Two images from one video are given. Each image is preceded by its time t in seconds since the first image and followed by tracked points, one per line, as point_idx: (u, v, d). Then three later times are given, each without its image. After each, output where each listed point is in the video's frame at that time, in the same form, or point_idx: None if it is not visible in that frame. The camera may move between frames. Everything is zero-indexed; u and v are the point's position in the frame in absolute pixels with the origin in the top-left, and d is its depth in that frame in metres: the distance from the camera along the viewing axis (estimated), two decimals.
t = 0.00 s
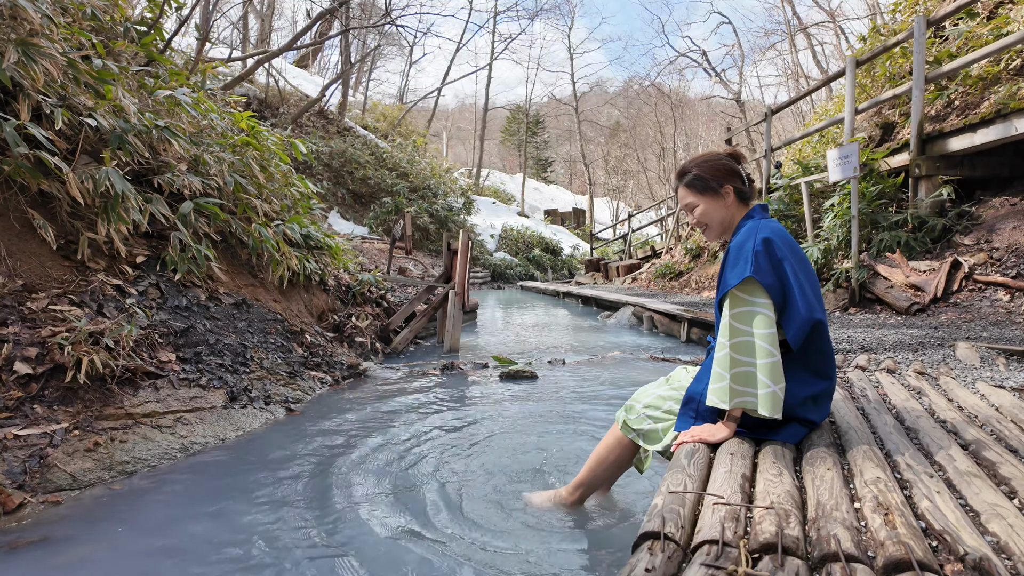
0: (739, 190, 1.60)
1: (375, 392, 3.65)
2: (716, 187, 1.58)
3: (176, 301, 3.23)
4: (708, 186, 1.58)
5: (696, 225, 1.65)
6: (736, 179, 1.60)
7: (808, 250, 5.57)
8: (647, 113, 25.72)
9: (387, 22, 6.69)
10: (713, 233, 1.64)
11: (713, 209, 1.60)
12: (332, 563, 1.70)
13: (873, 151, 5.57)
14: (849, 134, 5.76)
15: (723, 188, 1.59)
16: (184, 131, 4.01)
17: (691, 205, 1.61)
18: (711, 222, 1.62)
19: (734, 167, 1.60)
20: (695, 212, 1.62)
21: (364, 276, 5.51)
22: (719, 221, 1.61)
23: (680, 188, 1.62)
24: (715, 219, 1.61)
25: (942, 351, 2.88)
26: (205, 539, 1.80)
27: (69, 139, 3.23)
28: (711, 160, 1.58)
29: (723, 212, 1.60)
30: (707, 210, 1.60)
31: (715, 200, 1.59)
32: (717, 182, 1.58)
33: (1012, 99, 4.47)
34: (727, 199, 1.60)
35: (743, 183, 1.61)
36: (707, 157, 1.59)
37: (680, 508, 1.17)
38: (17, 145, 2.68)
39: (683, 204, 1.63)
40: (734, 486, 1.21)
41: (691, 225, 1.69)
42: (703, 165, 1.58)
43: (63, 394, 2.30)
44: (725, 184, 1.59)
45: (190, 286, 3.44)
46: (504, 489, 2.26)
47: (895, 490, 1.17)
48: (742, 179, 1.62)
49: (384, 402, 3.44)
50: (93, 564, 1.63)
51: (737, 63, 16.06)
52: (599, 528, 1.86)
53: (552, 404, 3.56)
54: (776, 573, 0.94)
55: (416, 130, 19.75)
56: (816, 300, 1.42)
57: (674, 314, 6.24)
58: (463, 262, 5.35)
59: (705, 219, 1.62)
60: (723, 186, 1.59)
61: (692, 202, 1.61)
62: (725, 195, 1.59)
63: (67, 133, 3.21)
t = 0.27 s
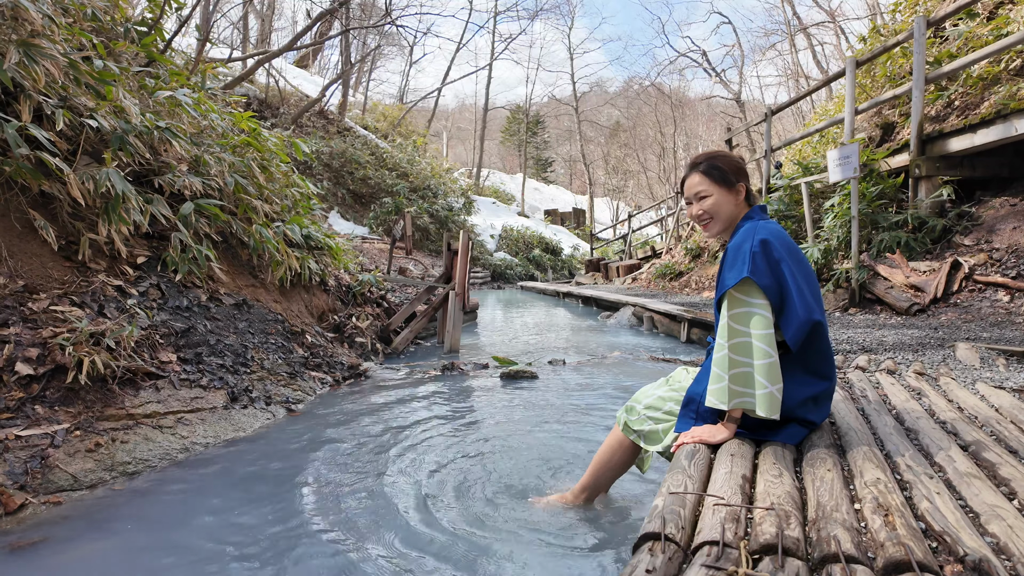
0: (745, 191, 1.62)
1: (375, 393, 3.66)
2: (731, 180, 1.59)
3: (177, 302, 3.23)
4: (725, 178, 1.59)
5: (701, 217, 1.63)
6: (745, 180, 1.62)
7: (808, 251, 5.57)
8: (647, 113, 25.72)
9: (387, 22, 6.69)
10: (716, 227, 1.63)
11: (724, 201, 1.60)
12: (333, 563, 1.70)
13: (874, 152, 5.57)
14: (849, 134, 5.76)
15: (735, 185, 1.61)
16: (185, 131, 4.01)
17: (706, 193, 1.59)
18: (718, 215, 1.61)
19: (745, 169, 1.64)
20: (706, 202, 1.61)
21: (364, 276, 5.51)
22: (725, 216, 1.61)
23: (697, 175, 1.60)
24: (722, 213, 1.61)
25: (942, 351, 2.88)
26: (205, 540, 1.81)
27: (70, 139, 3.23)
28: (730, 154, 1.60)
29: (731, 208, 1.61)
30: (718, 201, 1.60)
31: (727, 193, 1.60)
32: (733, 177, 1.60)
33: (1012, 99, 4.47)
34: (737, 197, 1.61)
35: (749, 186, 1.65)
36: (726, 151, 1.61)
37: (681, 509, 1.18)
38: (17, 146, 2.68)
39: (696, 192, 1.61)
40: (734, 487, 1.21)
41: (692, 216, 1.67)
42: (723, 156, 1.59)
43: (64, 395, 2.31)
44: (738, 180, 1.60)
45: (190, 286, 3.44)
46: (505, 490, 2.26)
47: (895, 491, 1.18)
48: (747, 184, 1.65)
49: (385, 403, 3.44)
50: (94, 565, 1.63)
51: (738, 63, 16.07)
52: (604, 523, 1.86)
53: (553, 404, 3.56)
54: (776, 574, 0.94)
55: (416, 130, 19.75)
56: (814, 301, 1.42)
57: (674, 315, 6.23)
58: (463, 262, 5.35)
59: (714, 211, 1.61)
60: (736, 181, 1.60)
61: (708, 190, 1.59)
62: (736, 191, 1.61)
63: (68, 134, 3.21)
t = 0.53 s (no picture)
0: (750, 196, 1.64)
1: (376, 394, 3.66)
2: (739, 181, 1.60)
3: (178, 303, 3.24)
4: (734, 179, 1.60)
5: (704, 213, 1.63)
6: (752, 185, 1.64)
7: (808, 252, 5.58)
8: (647, 113, 25.73)
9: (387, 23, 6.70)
10: (718, 226, 1.63)
11: (731, 200, 1.60)
12: (335, 564, 1.71)
13: (873, 153, 5.57)
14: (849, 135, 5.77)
15: (743, 187, 1.62)
16: (185, 133, 4.02)
17: (714, 188, 1.59)
18: (722, 212, 1.61)
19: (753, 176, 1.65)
20: (712, 198, 1.61)
21: (364, 277, 5.51)
22: (728, 216, 1.62)
23: (707, 169, 1.60)
24: (726, 211, 1.61)
25: (941, 353, 2.89)
26: (207, 540, 1.82)
27: (71, 141, 3.24)
28: (741, 158, 1.62)
29: (735, 208, 1.61)
30: (724, 199, 1.60)
31: (734, 193, 1.60)
32: (742, 179, 1.61)
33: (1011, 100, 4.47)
34: (743, 199, 1.62)
35: (753, 192, 1.66)
36: (738, 154, 1.62)
37: (680, 511, 1.18)
38: (18, 148, 2.69)
39: (704, 186, 1.61)
40: (733, 489, 1.22)
41: (695, 212, 1.66)
42: (734, 157, 1.60)
43: (66, 397, 2.31)
44: (746, 183, 1.62)
45: (191, 287, 3.45)
46: (506, 491, 2.27)
47: (893, 493, 1.18)
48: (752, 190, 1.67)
49: (385, 404, 3.44)
50: (96, 566, 1.64)
51: (738, 64, 16.08)
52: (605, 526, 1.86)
53: (553, 405, 3.57)
54: None
55: (416, 130, 19.76)
56: (812, 303, 1.43)
57: (674, 315, 6.24)
58: (463, 263, 5.36)
59: (718, 207, 1.61)
60: (744, 183, 1.61)
61: (717, 186, 1.60)
62: (743, 193, 1.62)
63: (69, 136, 3.22)
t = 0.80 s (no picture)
0: (752, 202, 1.65)
1: (376, 396, 3.66)
2: (745, 185, 1.61)
3: (179, 305, 3.24)
4: (740, 182, 1.61)
5: (706, 211, 1.64)
6: (755, 192, 1.65)
7: (807, 253, 5.58)
8: (647, 114, 25.75)
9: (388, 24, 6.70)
10: (718, 226, 1.64)
11: (734, 202, 1.61)
12: (335, 567, 1.71)
13: (873, 154, 5.58)
14: (849, 136, 5.77)
15: (747, 192, 1.63)
16: (186, 135, 4.03)
17: (719, 188, 1.60)
18: (724, 213, 1.62)
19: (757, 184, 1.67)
20: (716, 197, 1.62)
21: (364, 278, 5.52)
22: (729, 218, 1.62)
23: (715, 169, 1.61)
24: (727, 212, 1.62)
25: (940, 355, 2.89)
26: (208, 543, 1.82)
27: (72, 143, 3.25)
28: (749, 165, 1.64)
29: (737, 211, 1.62)
30: (728, 199, 1.61)
31: (738, 196, 1.62)
32: (747, 183, 1.62)
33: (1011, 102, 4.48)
34: (745, 203, 1.63)
35: (756, 200, 1.67)
36: (746, 160, 1.64)
37: (680, 515, 1.19)
38: (20, 150, 2.70)
39: (709, 185, 1.62)
40: (732, 493, 1.23)
41: (697, 210, 1.67)
42: (742, 161, 1.62)
43: (67, 399, 2.32)
44: (750, 188, 1.63)
45: (192, 289, 3.45)
46: (506, 493, 2.28)
47: (892, 497, 1.19)
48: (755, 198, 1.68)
49: (385, 405, 3.45)
50: (98, 568, 1.65)
51: (738, 64, 16.09)
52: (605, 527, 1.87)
53: (553, 406, 3.57)
54: None
55: (416, 131, 19.77)
56: (809, 307, 1.44)
57: (674, 316, 6.24)
58: (463, 265, 5.37)
59: (720, 207, 1.62)
60: (749, 188, 1.62)
61: (722, 186, 1.61)
62: (747, 197, 1.63)
63: (70, 138, 3.22)
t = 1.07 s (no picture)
0: (753, 207, 1.67)
1: (376, 398, 3.67)
2: (748, 188, 1.63)
3: (179, 308, 3.25)
4: (744, 185, 1.63)
5: (709, 210, 1.65)
6: (757, 197, 1.67)
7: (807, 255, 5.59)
8: (647, 115, 25.77)
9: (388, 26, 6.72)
10: (718, 226, 1.65)
11: (737, 204, 1.63)
12: (336, 570, 1.72)
13: (872, 156, 5.58)
14: (848, 138, 5.78)
15: (750, 196, 1.65)
16: (186, 137, 4.04)
17: (724, 188, 1.62)
18: (726, 214, 1.63)
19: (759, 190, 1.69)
20: (719, 197, 1.63)
21: (364, 280, 5.53)
22: (730, 220, 1.64)
23: (720, 169, 1.63)
24: (729, 213, 1.63)
25: (939, 357, 2.90)
26: (208, 546, 1.83)
27: (73, 146, 3.26)
28: (754, 169, 1.66)
29: (739, 214, 1.64)
30: (731, 200, 1.62)
31: (741, 198, 1.63)
32: (751, 187, 1.64)
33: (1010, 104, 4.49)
34: (747, 206, 1.65)
35: (756, 206, 1.70)
36: (752, 165, 1.66)
37: (678, 520, 1.20)
38: (21, 154, 2.71)
39: (714, 184, 1.63)
40: (730, 498, 1.23)
41: (699, 209, 1.68)
42: (748, 165, 1.64)
43: (68, 402, 2.33)
44: (753, 193, 1.65)
45: (193, 291, 3.45)
46: (506, 496, 2.28)
47: (889, 501, 1.19)
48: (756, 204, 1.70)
49: (385, 408, 3.46)
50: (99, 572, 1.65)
51: (737, 65, 16.11)
52: (605, 529, 1.88)
53: (553, 408, 3.57)
54: None
55: (416, 131, 19.78)
56: (809, 311, 1.45)
57: (673, 317, 6.25)
58: (463, 266, 5.38)
59: (723, 208, 1.63)
60: (752, 192, 1.64)
61: (727, 186, 1.62)
62: (749, 201, 1.65)
63: (71, 141, 3.23)
